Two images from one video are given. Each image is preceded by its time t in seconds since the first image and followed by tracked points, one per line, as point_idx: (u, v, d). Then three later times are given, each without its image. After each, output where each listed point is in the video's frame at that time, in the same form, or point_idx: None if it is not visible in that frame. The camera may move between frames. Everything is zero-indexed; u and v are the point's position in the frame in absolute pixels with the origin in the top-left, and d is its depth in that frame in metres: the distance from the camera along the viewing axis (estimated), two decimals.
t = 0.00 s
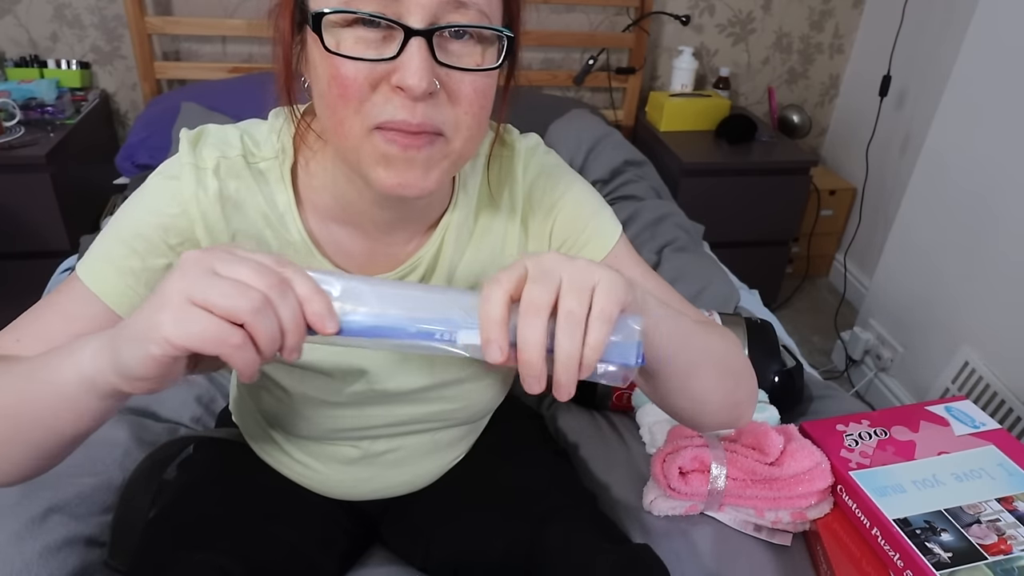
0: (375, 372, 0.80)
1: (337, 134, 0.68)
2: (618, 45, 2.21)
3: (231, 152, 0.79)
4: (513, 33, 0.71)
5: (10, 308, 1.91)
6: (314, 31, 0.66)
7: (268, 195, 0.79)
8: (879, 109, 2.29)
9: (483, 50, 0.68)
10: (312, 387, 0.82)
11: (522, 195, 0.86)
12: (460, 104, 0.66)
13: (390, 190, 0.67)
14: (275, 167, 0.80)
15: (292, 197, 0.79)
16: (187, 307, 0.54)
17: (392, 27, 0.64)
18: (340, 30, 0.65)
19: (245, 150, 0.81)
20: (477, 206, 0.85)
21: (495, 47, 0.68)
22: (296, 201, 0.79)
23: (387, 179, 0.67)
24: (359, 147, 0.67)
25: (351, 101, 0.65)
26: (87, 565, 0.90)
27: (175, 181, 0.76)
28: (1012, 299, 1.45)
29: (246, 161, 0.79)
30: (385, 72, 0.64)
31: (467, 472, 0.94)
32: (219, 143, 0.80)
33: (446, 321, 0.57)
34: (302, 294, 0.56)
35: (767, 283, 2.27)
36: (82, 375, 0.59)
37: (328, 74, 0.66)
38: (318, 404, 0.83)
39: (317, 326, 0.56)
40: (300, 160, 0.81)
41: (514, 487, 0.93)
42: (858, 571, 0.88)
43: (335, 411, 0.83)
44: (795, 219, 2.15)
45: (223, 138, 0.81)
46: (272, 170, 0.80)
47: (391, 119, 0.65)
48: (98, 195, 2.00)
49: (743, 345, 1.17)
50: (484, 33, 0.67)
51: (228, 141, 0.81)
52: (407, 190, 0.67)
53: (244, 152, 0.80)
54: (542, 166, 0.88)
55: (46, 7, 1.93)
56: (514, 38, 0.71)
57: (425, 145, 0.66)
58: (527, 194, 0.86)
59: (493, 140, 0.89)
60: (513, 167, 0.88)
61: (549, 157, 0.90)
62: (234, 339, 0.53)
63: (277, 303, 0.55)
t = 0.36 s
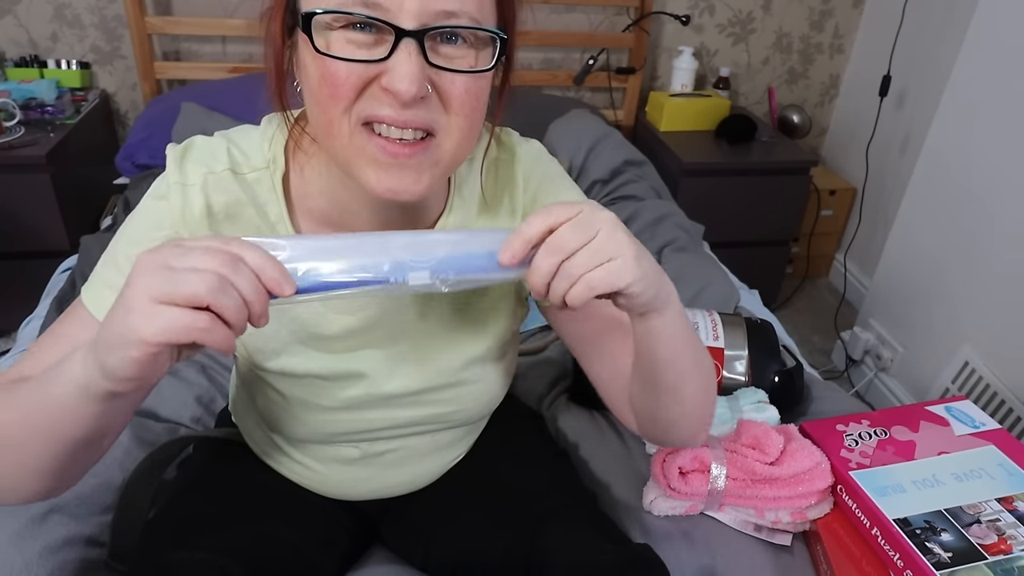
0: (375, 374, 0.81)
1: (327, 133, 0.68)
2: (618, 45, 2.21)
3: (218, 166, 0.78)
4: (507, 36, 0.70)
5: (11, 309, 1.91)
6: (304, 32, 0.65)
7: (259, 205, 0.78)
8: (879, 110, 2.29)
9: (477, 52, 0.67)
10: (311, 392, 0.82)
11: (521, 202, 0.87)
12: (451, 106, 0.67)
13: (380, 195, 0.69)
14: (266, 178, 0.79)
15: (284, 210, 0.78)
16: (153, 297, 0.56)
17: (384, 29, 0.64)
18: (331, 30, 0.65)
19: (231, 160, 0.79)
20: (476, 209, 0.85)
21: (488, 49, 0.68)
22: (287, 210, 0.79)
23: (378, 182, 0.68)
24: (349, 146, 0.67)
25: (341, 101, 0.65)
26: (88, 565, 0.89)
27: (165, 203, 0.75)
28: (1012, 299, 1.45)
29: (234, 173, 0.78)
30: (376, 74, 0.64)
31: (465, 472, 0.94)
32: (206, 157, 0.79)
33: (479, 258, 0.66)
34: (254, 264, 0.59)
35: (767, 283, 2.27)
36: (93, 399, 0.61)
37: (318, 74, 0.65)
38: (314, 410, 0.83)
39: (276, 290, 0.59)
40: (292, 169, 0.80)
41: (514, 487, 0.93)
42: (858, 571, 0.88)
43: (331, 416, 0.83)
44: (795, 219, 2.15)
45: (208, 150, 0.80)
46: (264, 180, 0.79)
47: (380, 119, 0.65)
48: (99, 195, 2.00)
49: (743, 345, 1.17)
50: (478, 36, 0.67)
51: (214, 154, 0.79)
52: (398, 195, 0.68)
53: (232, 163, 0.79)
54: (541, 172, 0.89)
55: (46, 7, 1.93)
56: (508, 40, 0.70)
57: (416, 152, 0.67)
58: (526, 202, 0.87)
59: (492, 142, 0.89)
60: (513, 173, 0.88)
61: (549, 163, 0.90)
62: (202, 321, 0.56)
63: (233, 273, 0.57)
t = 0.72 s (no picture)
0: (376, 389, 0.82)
1: (331, 158, 0.68)
2: (618, 45, 2.21)
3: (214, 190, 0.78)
4: (510, 62, 0.70)
5: (11, 308, 1.91)
6: (305, 63, 0.65)
7: (258, 228, 0.78)
8: (879, 110, 2.29)
9: (479, 79, 0.67)
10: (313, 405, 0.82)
11: (524, 219, 0.88)
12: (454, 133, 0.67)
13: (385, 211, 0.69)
14: (265, 196, 0.79)
15: (286, 228, 0.78)
16: (206, 470, 0.61)
17: (386, 62, 0.63)
18: (332, 61, 0.64)
19: (225, 181, 0.79)
20: (482, 221, 0.86)
21: (490, 76, 0.68)
22: (288, 230, 0.79)
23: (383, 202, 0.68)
24: (353, 172, 0.67)
25: (343, 131, 0.65)
26: (88, 564, 0.90)
27: (167, 241, 0.75)
28: (1011, 300, 1.45)
29: (229, 196, 0.78)
30: (376, 105, 0.64)
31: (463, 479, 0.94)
32: (200, 184, 0.78)
33: (484, 344, 0.71)
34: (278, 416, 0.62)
35: (766, 283, 2.27)
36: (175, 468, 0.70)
37: (319, 105, 0.65)
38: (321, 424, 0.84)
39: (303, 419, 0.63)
40: (291, 181, 0.80)
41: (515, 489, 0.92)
42: (858, 570, 0.88)
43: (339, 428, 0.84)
44: (794, 220, 2.15)
45: (201, 175, 0.79)
46: (262, 201, 0.79)
47: (382, 150, 0.66)
48: (98, 195, 2.00)
49: (743, 345, 1.17)
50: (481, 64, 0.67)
51: (208, 179, 0.79)
52: (402, 212, 0.69)
53: (226, 184, 0.79)
54: (545, 191, 0.90)
55: (46, 7, 1.93)
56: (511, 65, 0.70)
57: (419, 168, 0.67)
58: (528, 219, 0.88)
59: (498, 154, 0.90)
60: (518, 190, 0.89)
61: (552, 181, 0.92)
62: (259, 472, 0.61)
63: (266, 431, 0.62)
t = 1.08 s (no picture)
0: (367, 411, 0.81)
1: (338, 189, 0.67)
2: (618, 45, 2.21)
3: (201, 216, 0.74)
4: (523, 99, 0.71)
5: (11, 308, 1.91)
6: (326, 99, 0.63)
7: (248, 251, 0.76)
8: (879, 110, 2.29)
9: (495, 119, 0.68)
10: (301, 426, 0.81)
11: (521, 240, 0.86)
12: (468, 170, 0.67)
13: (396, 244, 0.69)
14: (254, 222, 0.77)
15: (274, 254, 0.77)
16: None
17: (412, 101, 0.63)
18: (355, 98, 0.63)
19: (214, 205, 0.76)
20: (477, 242, 0.85)
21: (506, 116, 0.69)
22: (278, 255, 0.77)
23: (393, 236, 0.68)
24: (362, 203, 0.67)
25: (358, 166, 0.64)
26: (88, 564, 0.90)
27: (150, 274, 0.73)
28: (1011, 301, 1.45)
29: (216, 220, 0.75)
30: (397, 143, 0.64)
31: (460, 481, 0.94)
32: (186, 208, 0.75)
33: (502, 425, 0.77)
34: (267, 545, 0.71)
35: (766, 283, 2.27)
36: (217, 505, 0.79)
37: (335, 138, 0.64)
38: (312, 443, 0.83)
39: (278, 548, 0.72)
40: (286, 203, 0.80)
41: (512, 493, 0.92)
42: (858, 571, 0.88)
43: (329, 446, 0.83)
44: (794, 220, 2.15)
45: (186, 200, 0.76)
46: (249, 227, 0.77)
47: (397, 185, 0.65)
48: (98, 195, 2.00)
49: (743, 345, 1.17)
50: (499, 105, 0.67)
51: (193, 203, 0.76)
52: (411, 244, 0.69)
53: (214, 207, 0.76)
54: (549, 211, 0.89)
55: (46, 7, 1.93)
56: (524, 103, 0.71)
57: (433, 205, 0.67)
58: (526, 240, 0.87)
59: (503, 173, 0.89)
60: (517, 209, 0.88)
61: (555, 196, 0.91)
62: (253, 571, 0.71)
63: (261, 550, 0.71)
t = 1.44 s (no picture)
0: (368, 415, 0.82)
1: (355, 200, 0.67)
2: (618, 45, 2.21)
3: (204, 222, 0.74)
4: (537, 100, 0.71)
5: (11, 308, 1.91)
6: (344, 107, 0.63)
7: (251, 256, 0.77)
8: (879, 110, 2.29)
9: (510, 119, 0.68)
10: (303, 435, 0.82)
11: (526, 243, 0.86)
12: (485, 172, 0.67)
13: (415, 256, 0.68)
14: (257, 228, 0.76)
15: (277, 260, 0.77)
16: None
17: (429, 104, 0.63)
18: (372, 104, 0.63)
19: (218, 210, 0.76)
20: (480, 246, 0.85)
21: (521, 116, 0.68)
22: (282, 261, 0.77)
23: (410, 247, 0.68)
24: (379, 212, 0.67)
25: (376, 172, 0.64)
26: (88, 564, 0.90)
27: (153, 280, 0.74)
28: (1011, 301, 1.45)
29: (220, 227, 0.75)
30: (414, 147, 0.63)
31: (461, 484, 0.94)
32: (190, 213, 0.75)
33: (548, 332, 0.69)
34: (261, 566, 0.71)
35: (766, 283, 2.27)
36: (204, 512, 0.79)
37: (353, 145, 0.64)
38: (315, 449, 0.84)
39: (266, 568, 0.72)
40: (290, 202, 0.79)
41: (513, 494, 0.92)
42: (857, 570, 0.88)
43: (331, 453, 0.84)
44: (794, 220, 2.15)
45: (191, 205, 0.76)
46: (253, 233, 0.76)
47: (416, 190, 0.65)
48: (98, 195, 2.00)
49: (743, 345, 1.17)
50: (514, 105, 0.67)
51: (196, 209, 0.76)
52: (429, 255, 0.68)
53: (217, 213, 0.75)
54: (550, 212, 0.88)
55: (46, 7, 1.93)
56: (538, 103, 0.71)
57: (449, 212, 0.67)
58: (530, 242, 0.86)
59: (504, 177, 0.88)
60: (522, 212, 0.87)
61: (558, 198, 0.90)
62: None
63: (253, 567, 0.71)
